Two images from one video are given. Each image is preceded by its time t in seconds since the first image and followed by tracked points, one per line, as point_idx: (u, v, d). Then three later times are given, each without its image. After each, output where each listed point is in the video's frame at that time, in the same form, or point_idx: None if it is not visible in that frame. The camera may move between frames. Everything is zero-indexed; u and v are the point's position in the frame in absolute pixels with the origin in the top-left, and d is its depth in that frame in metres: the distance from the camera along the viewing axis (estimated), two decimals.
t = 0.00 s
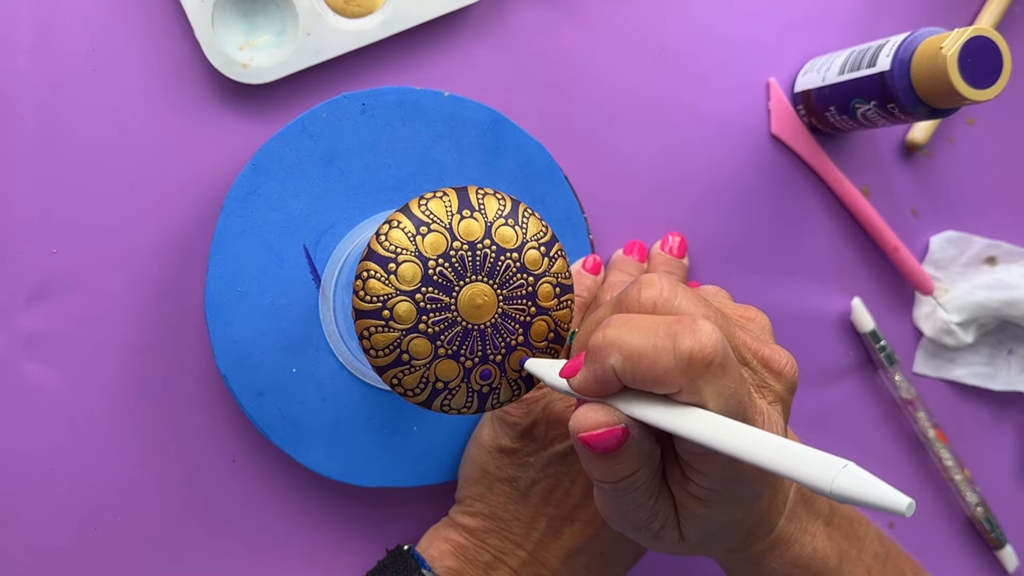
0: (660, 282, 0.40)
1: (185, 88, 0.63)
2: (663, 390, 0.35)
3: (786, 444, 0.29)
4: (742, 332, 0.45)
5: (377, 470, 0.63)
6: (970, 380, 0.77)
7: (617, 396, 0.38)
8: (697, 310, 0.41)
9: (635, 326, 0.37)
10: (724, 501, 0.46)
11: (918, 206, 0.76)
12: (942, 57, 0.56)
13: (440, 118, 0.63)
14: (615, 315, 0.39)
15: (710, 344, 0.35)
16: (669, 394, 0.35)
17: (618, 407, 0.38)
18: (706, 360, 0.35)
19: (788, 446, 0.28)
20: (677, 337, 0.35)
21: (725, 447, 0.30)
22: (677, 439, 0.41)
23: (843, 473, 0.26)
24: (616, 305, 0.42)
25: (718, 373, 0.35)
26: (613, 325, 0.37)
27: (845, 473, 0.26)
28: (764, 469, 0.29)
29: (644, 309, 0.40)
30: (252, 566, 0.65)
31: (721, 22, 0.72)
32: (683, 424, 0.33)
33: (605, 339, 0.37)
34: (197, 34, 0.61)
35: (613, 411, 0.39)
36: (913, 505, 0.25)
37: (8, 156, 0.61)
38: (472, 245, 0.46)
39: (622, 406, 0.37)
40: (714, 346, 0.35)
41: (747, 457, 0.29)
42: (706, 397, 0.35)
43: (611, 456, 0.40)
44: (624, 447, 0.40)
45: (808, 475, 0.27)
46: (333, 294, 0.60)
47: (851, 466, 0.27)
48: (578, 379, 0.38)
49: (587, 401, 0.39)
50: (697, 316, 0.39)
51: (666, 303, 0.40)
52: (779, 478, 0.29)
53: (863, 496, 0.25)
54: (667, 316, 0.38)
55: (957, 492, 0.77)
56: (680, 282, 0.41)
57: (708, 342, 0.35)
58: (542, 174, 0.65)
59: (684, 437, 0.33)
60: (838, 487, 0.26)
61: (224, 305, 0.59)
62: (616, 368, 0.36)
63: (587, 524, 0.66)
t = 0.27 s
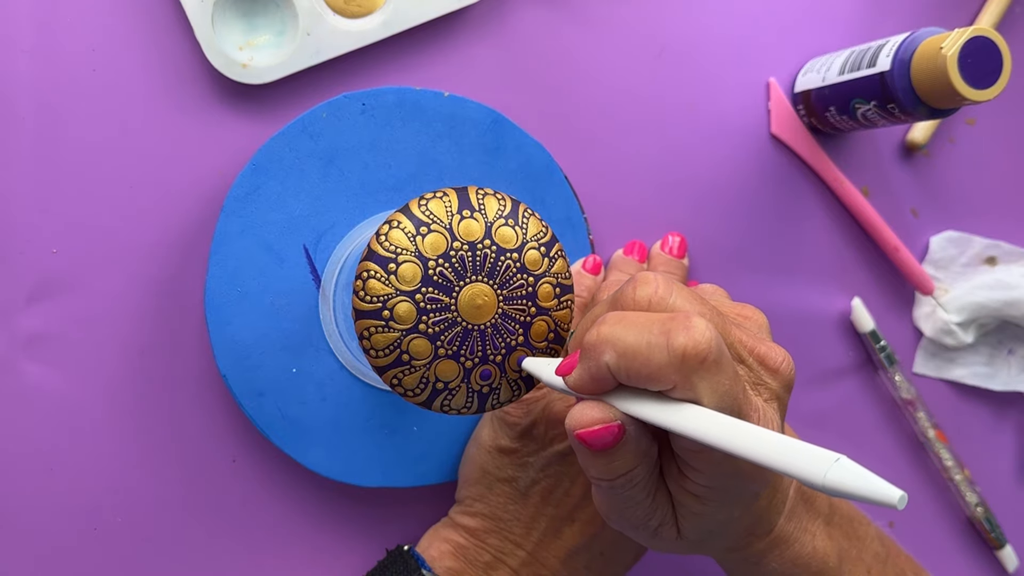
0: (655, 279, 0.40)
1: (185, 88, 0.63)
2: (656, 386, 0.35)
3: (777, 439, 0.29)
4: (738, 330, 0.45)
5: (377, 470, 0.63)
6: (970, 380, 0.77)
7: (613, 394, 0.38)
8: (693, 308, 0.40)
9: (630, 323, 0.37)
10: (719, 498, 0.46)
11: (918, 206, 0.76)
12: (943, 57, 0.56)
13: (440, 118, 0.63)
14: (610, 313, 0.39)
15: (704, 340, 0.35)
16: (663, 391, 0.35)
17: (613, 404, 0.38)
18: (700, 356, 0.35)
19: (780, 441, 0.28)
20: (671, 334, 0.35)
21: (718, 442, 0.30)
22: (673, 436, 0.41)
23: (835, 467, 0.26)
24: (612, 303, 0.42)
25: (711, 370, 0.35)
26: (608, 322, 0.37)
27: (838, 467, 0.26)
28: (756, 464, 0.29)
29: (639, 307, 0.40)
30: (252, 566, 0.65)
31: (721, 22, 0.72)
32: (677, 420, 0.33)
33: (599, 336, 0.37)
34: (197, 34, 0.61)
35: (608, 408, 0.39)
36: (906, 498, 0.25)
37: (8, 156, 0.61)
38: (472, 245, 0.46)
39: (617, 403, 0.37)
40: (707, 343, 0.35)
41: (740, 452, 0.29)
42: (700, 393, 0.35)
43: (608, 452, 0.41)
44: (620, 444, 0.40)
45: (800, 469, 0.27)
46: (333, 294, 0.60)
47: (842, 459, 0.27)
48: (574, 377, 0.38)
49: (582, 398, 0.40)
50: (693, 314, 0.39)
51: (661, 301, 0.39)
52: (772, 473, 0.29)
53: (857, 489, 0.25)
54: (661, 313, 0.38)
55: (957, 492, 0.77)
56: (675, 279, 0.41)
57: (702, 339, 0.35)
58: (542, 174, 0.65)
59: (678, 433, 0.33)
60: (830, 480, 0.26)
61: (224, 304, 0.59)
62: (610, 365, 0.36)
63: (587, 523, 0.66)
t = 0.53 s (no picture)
0: (654, 279, 0.40)
1: (185, 88, 0.63)
2: (655, 386, 0.35)
3: (775, 439, 0.29)
4: (737, 330, 0.45)
5: (377, 470, 0.63)
6: (970, 380, 0.77)
7: (611, 393, 0.38)
8: (692, 308, 0.40)
9: (628, 323, 0.37)
10: (718, 499, 0.46)
11: (918, 206, 0.76)
12: (942, 57, 0.56)
13: (440, 118, 0.63)
14: (609, 313, 0.39)
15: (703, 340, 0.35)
16: (661, 391, 0.35)
17: (611, 404, 0.38)
18: (698, 356, 0.35)
19: (778, 441, 0.28)
20: (670, 334, 0.35)
21: (715, 441, 0.30)
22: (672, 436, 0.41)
23: (833, 466, 0.26)
24: (611, 303, 0.42)
25: (710, 369, 0.35)
26: (607, 322, 0.37)
27: (836, 467, 0.26)
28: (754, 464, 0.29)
29: (638, 308, 0.40)
30: (252, 566, 0.65)
31: (721, 22, 0.72)
32: (676, 420, 0.33)
33: (598, 336, 0.37)
34: (197, 34, 0.61)
35: (607, 408, 0.39)
36: (904, 497, 0.25)
37: (9, 156, 0.61)
38: (472, 245, 0.46)
39: (615, 403, 0.37)
40: (706, 343, 0.35)
41: (737, 451, 0.29)
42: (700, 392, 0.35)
43: (607, 452, 0.41)
44: (619, 444, 0.40)
45: (797, 469, 0.27)
46: (333, 294, 0.60)
47: (840, 459, 0.27)
48: (572, 377, 0.38)
49: (580, 398, 0.40)
50: (692, 314, 0.39)
51: (659, 301, 0.39)
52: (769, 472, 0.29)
53: (855, 489, 0.25)
54: (660, 313, 0.38)
55: (957, 492, 0.77)
56: (674, 279, 0.41)
57: (700, 339, 0.35)
58: (542, 174, 0.65)
59: (676, 433, 0.33)
60: (827, 480, 0.26)
61: (224, 304, 0.59)
62: (609, 365, 0.36)
63: (586, 523, 0.66)
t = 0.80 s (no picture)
0: (653, 278, 0.40)
1: (185, 88, 0.63)
2: (654, 384, 0.35)
3: (774, 436, 0.28)
4: (737, 329, 0.45)
5: (377, 469, 0.63)
6: (970, 380, 0.77)
7: (611, 392, 0.38)
8: (692, 307, 0.40)
9: (627, 322, 0.37)
10: (718, 497, 0.46)
11: (918, 206, 0.76)
12: (943, 57, 0.56)
13: (440, 118, 0.63)
14: (608, 311, 0.39)
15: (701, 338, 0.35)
16: (660, 389, 0.35)
17: (610, 402, 0.38)
18: (697, 354, 0.35)
19: (776, 438, 0.28)
20: (669, 332, 0.35)
21: (713, 439, 0.30)
22: (672, 435, 0.41)
23: (831, 463, 0.26)
24: (610, 302, 0.42)
25: (708, 367, 0.35)
26: (606, 321, 0.37)
27: (833, 463, 0.26)
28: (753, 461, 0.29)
29: (638, 306, 0.40)
30: (252, 566, 0.65)
31: (721, 22, 0.72)
32: (675, 417, 0.33)
33: (597, 334, 0.37)
34: (197, 34, 0.61)
35: (606, 407, 0.39)
36: (902, 494, 0.25)
37: (9, 156, 0.61)
38: (472, 245, 0.46)
39: (615, 401, 0.37)
40: (705, 341, 0.35)
41: (735, 448, 0.29)
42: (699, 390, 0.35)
43: (606, 451, 0.41)
44: (618, 443, 0.40)
45: (795, 466, 0.27)
46: (333, 294, 0.60)
47: (838, 456, 0.27)
48: (571, 376, 0.38)
49: (579, 396, 0.40)
50: (691, 313, 0.39)
51: (659, 300, 0.39)
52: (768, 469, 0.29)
53: (854, 486, 0.25)
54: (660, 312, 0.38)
55: (957, 492, 0.77)
56: (674, 278, 0.41)
57: (699, 337, 0.35)
58: (542, 174, 0.65)
59: (675, 431, 0.33)
60: (825, 476, 0.26)
61: (223, 304, 0.59)
62: (609, 363, 0.36)
63: (587, 523, 0.66)
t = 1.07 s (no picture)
0: (652, 278, 0.40)
1: (185, 88, 0.63)
2: (652, 384, 0.35)
3: (771, 436, 0.28)
4: (736, 329, 0.45)
5: (377, 469, 0.63)
6: (970, 380, 0.77)
7: (609, 392, 0.38)
8: (690, 307, 0.40)
9: (625, 322, 0.37)
10: (717, 498, 0.46)
11: (918, 206, 0.76)
12: (943, 57, 0.56)
13: (440, 118, 0.63)
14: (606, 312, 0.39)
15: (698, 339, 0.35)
16: (658, 389, 0.35)
17: (609, 402, 0.38)
18: (694, 355, 0.35)
19: (773, 438, 0.28)
20: (666, 332, 0.35)
21: (710, 439, 0.30)
22: (671, 435, 0.41)
23: (827, 463, 0.26)
24: (609, 303, 0.42)
25: (706, 368, 0.35)
26: (605, 321, 0.37)
27: (830, 463, 0.26)
28: (751, 461, 0.29)
29: (636, 306, 0.40)
30: (252, 566, 0.65)
31: (721, 22, 0.72)
32: (673, 417, 0.33)
33: (595, 334, 0.37)
34: (197, 34, 0.61)
35: (604, 406, 0.39)
36: (898, 494, 0.25)
37: (9, 156, 0.61)
38: (472, 245, 0.46)
39: (613, 401, 0.37)
40: (702, 341, 0.35)
41: (733, 448, 0.29)
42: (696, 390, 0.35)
43: (605, 451, 0.41)
44: (617, 443, 0.40)
45: (792, 466, 0.27)
46: (333, 294, 0.60)
47: (835, 456, 0.27)
48: (570, 376, 0.38)
49: (577, 396, 0.40)
50: (689, 313, 0.39)
51: (657, 300, 0.39)
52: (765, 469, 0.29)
53: (851, 486, 0.25)
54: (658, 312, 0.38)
55: (957, 492, 0.77)
56: (672, 279, 0.41)
57: (697, 337, 0.35)
58: (542, 174, 0.65)
59: (673, 431, 0.33)
60: (822, 477, 0.26)
61: (223, 304, 0.59)
62: (607, 363, 0.36)
63: (586, 523, 0.66)
